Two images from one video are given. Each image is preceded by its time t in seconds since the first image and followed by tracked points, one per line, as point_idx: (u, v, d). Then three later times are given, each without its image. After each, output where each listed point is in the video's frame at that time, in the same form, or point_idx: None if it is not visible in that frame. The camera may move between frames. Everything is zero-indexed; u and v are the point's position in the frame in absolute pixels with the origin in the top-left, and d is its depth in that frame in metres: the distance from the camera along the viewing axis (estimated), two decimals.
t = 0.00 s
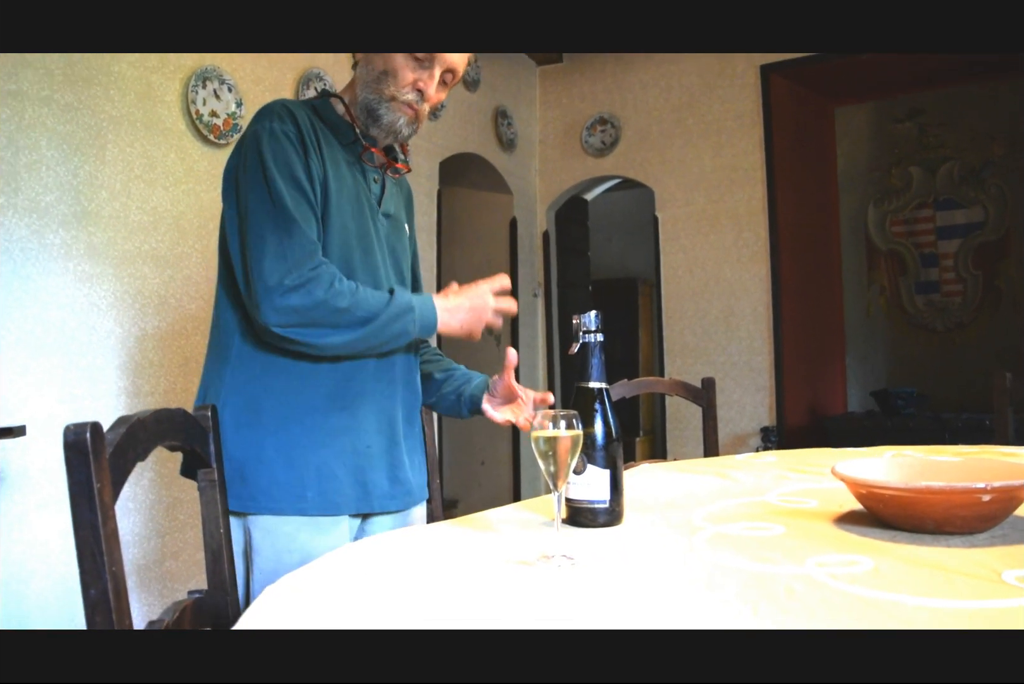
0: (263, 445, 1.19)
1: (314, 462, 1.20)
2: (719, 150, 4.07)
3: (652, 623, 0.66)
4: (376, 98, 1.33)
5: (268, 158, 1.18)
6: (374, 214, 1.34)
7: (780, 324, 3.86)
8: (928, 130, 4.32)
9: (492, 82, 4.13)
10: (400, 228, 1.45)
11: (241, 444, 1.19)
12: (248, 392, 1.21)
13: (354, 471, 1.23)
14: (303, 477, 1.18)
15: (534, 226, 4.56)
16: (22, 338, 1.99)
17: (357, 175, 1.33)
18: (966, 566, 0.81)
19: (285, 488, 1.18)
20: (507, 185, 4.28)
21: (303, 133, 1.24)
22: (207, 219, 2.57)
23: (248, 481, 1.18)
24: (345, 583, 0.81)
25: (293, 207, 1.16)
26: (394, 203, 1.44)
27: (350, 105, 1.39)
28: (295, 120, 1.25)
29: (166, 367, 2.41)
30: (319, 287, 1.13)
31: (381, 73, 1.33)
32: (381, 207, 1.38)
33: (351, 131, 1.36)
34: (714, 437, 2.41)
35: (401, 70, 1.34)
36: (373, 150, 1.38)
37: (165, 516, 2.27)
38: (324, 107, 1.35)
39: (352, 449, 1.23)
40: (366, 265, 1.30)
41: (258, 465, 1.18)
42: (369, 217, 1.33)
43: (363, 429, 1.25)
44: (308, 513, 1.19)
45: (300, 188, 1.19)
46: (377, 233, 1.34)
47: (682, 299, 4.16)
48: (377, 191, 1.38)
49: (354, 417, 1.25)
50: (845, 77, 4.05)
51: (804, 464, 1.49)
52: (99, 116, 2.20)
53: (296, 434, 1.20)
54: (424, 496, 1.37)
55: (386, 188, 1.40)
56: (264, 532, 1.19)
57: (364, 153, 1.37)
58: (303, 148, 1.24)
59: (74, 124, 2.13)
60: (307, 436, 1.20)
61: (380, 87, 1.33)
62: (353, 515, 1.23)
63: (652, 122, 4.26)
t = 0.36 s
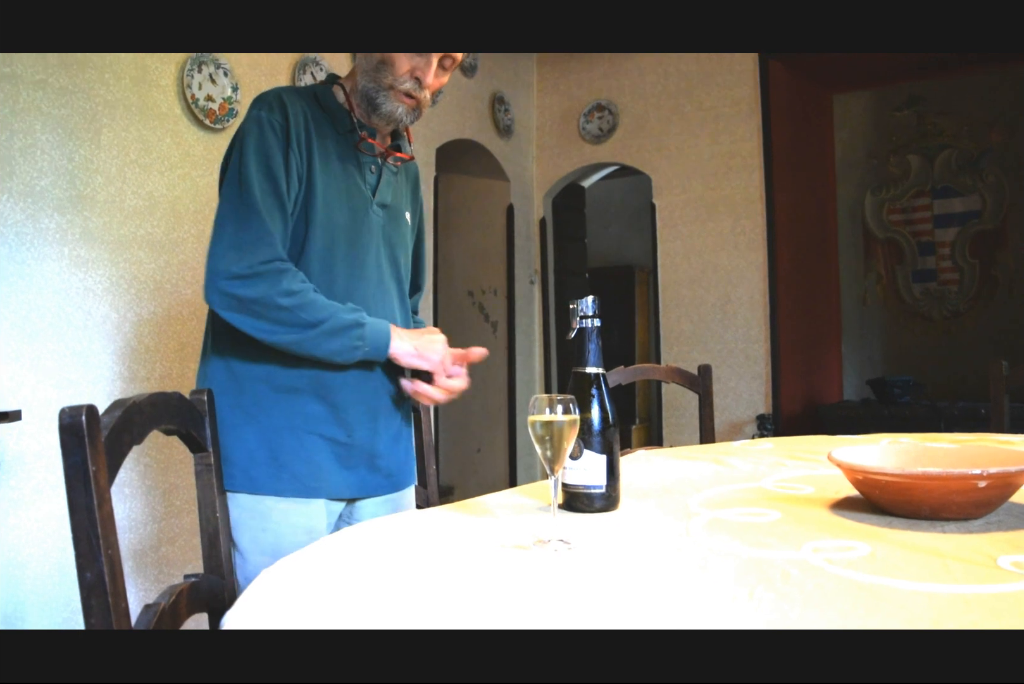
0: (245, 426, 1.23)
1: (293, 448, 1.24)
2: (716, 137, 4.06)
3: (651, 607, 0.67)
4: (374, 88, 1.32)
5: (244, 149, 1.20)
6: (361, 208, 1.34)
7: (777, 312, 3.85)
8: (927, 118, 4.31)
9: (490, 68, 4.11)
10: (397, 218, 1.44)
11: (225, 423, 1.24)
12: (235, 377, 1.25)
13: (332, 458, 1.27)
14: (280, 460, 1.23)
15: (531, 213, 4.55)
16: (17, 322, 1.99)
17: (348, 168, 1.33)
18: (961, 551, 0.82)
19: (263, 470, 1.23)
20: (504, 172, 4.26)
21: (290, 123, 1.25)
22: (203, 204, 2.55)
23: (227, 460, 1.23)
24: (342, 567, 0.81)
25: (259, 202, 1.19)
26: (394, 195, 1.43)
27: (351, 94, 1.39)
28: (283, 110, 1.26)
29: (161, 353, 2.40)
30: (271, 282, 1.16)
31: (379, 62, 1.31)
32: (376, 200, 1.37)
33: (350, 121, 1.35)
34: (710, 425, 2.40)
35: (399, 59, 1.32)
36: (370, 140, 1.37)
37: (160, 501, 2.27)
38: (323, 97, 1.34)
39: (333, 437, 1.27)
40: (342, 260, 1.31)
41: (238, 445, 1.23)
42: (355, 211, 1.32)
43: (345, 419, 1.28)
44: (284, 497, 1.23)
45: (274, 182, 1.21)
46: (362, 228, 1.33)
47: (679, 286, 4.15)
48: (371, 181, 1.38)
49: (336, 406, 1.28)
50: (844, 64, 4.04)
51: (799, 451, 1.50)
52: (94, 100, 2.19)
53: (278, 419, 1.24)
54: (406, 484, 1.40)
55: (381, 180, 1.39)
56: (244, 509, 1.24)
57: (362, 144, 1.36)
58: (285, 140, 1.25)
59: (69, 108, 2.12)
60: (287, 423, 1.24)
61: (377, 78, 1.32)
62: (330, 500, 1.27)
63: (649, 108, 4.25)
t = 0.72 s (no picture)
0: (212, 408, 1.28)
1: (256, 431, 1.27)
2: (714, 124, 4.05)
3: (644, 587, 0.68)
4: (351, 65, 1.33)
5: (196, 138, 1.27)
6: (328, 195, 1.36)
7: (774, 300, 3.85)
8: (926, 107, 4.30)
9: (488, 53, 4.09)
10: (385, 201, 1.44)
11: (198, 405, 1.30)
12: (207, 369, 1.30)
13: (296, 444, 1.29)
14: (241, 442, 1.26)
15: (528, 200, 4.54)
16: (11, 305, 1.98)
17: (320, 155, 1.37)
18: (957, 538, 0.82)
19: (226, 451, 1.27)
20: (501, 159, 4.25)
21: (253, 115, 1.32)
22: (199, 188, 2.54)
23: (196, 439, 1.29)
24: (338, 552, 0.81)
25: (202, 188, 1.25)
26: (379, 179, 1.44)
27: (334, 81, 1.41)
28: (249, 102, 1.33)
29: (158, 338, 2.39)
30: (193, 263, 1.23)
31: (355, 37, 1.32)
32: (351, 184, 1.39)
33: (325, 104, 1.38)
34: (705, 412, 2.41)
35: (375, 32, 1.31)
36: (346, 125, 1.39)
37: (156, 486, 2.26)
38: (303, 84, 1.38)
39: (297, 423, 1.29)
40: (300, 243, 1.34)
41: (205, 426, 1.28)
42: (320, 198, 1.35)
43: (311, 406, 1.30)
44: (246, 478, 1.26)
45: (223, 171, 1.28)
46: (328, 213, 1.36)
47: (676, 274, 4.15)
48: (348, 166, 1.40)
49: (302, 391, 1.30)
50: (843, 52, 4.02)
51: (794, 438, 1.50)
52: (90, 83, 2.17)
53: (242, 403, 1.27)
54: (384, 474, 1.39)
55: (359, 165, 1.40)
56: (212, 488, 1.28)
57: (336, 128, 1.38)
58: (246, 129, 1.31)
59: (64, 90, 2.10)
60: (251, 406, 1.28)
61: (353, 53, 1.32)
62: (295, 486, 1.29)
63: (648, 95, 4.24)
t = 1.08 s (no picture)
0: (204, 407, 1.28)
1: (249, 429, 1.27)
2: (710, 122, 4.05)
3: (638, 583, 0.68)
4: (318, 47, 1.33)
5: (170, 154, 1.28)
6: (307, 186, 1.36)
7: (770, 298, 3.86)
8: (921, 106, 4.31)
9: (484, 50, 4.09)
10: (366, 186, 1.43)
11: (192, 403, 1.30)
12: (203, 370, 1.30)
13: (289, 443, 1.29)
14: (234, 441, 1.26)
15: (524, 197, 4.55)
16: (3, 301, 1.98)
17: (295, 146, 1.36)
18: (950, 534, 0.82)
19: (220, 449, 1.27)
20: (497, 156, 4.25)
21: (221, 118, 1.32)
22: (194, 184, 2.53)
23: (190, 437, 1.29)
24: (335, 545, 0.82)
25: (178, 198, 1.27)
26: (358, 163, 1.43)
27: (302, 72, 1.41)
28: (216, 104, 1.33)
29: (153, 335, 2.39)
30: (180, 282, 1.25)
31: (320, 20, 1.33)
32: (330, 172, 1.38)
33: (294, 93, 1.38)
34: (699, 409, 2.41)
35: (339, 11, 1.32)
36: (317, 110, 1.38)
37: (151, 483, 2.26)
38: (271, 76, 1.39)
39: (290, 422, 1.29)
40: (282, 236, 1.34)
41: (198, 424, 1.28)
42: (297, 190, 1.35)
43: (304, 404, 1.30)
44: (238, 476, 1.27)
45: (197, 181, 1.29)
46: (308, 203, 1.36)
47: (672, 272, 4.15)
48: (324, 153, 1.39)
49: (295, 389, 1.30)
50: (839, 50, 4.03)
51: (788, 436, 1.49)
52: (84, 78, 2.16)
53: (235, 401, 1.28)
54: (381, 471, 1.39)
55: (336, 151, 1.40)
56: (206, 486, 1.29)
57: (307, 115, 1.38)
58: (215, 133, 1.32)
59: (57, 85, 2.09)
60: (244, 404, 1.28)
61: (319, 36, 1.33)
62: (289, 483, 1.29)
63: (643, 93, 4.24)
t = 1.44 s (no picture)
0: (219, 407, 1.26)
1: (267, 424, 1.26)
2: (705, 118, 4.05)
3: (630, 578, 0.68)
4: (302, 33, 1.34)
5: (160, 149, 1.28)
6: (306, 167, 1.36)
7: (765, 294, 3.86)
8: (916, 102, 4.31)
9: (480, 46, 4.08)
10: (366, 165, 1.44)
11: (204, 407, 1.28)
12: (213, 368, 1.29)
13: (308, 434, 1.28)
14: (255, 436, 1.25)
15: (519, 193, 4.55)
16: None
17: (289, 129, 1.37)
18: (943, 530, 0.82)
19: (239, 449, 1.25)
20: (492, 152, 4.25)
21: (206, 112, 1.32)
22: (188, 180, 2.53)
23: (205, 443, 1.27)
24: (329, 541, 0.82)
25: (168, 191, 1.26)
26: (355, 141, 1.43)
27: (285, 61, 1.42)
28: (201, 100, 1.33)
29: (147, 332, 2.39)
30: (178, 275, 1.24)
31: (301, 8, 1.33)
32: (327, 152, 1.38)
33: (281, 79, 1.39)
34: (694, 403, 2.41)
35: None
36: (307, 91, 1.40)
37: (146, 481, 2.26)
38: (255, 67, 1.40)
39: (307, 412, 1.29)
40: (283, 217, 1.34)
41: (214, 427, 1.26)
42: (295, 172, 1.35)
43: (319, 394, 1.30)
44: (261, 473, 1.25)
45: (187, 173, 1.28)
46: (308, 184, 1.36)
47: (667, 267, 4.15)
48: (319, 134, 1.40)
49: (309, 380, 1.31)
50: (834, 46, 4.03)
51: (784, 432, 1.49)
52: (77, 74, 2.15)
53: (251, 397, 1.27)
54: (394, 458, 1.39)
55: (331, 131, 1.40)
56: (225, 491, 1.26)
57: (296, 96, 1.39)
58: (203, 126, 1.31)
59: (50, 81, 2.08)
60: (260, 400, 1.27)
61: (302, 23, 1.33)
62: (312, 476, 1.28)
63: (638, 88, 4.24)
